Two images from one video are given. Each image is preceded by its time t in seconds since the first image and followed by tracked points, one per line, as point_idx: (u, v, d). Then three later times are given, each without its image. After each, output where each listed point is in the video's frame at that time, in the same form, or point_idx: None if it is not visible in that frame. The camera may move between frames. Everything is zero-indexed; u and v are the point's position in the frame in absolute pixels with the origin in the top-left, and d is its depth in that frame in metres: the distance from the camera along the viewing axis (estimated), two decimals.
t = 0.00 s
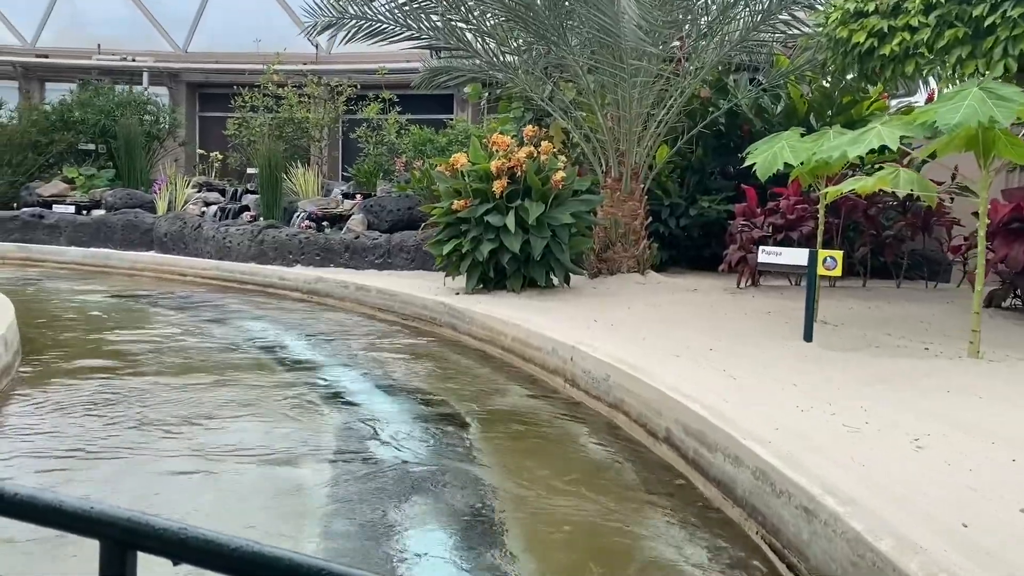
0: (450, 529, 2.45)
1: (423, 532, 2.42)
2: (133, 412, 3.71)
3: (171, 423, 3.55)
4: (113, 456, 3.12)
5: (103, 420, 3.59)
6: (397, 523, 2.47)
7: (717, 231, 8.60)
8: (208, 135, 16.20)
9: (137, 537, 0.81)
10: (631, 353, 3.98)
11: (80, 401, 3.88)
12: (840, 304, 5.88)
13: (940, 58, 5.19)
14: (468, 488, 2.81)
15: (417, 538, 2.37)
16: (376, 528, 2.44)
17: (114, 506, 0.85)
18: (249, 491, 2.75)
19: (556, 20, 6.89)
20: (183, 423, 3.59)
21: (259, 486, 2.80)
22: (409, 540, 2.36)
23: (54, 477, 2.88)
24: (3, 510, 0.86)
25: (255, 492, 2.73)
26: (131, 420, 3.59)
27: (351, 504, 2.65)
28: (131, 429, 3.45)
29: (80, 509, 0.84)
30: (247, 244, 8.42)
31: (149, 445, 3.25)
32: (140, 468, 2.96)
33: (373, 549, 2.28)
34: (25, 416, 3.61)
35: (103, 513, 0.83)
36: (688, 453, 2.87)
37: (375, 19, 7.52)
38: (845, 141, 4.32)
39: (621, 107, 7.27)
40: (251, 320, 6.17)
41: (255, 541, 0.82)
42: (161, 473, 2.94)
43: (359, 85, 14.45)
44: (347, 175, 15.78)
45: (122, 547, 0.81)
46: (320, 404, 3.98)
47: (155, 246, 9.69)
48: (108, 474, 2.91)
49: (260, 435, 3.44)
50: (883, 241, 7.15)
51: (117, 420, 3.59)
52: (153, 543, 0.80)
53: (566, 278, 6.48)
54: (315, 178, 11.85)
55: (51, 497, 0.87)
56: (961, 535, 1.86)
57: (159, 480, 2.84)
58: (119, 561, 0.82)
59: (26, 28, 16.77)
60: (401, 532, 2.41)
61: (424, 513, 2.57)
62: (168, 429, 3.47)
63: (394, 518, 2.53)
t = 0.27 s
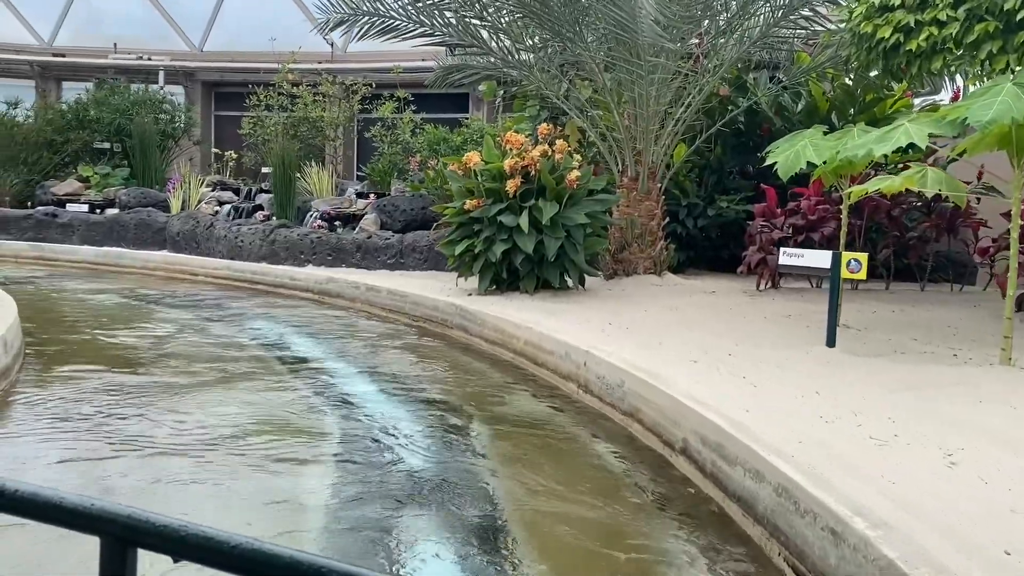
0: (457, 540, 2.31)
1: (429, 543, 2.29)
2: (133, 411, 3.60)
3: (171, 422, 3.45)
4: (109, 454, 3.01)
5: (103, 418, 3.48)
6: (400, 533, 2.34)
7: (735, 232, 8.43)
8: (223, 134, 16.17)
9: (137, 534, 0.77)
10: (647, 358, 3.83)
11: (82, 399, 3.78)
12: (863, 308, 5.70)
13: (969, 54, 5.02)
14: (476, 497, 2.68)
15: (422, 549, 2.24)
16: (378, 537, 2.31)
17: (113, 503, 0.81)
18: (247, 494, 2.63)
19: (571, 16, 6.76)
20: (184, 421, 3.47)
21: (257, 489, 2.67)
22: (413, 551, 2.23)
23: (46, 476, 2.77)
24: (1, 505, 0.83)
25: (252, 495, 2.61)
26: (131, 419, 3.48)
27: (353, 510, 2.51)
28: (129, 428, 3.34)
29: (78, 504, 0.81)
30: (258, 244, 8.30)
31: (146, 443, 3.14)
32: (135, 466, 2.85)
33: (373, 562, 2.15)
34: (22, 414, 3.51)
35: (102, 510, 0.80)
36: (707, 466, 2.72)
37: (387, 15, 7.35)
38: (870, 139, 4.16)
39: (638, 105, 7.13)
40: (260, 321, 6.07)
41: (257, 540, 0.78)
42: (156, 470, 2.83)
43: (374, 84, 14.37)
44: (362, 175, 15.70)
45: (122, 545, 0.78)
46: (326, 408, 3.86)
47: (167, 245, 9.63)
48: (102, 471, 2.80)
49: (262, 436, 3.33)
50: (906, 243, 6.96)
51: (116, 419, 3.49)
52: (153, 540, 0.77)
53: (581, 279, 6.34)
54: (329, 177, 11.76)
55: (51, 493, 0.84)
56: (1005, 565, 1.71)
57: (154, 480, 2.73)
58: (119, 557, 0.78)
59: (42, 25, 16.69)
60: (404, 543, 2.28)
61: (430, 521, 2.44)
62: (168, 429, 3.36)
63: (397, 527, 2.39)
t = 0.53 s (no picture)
0: (461, 565, 2.20)
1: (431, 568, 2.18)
2: (134, 428, 3.52)
3: (172, 440, 3.36)
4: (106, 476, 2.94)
5: (103, 436, 3.41)
6: (402, 556, 2.23)
7: (755, 233, 8.26)
8: (239, 134, 16.15)
9: (140, 532, 0.80)
10: (664, 364, 3.69)
11: (82, 416, 3.71)
12: (887, 312, 5.53)
13: (1000, 49, 4.84)
14: (483, 515, 2.56)
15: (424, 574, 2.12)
16: (379, 561, 2.20)
17: (115, 500, 0.83)
18: (242, 518, 2.53)
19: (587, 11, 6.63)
20: (185, 440, 3.39)
21: (253, 512, 2.57)
22: None
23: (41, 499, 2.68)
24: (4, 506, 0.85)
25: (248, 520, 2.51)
26: (132, 436, 3.40)
27: (353, 532, 2.40)
28: (129, 447, 3.26)
29: (82, 502, 0.83)
30: (270, 244, 8.20)
31: (145, 463, 3.05)
32: (131, 490, 2.76)
33: None
34: (20, 433, 3.44)
35: (106, 508, 0.82)
36: (726, 481, 2.59)
37: (400, 12, 7.26)
38: (898, 136, 4.00)
39: (656, 103, 6.98)
40: (270, 324, 5.97)
41: (257, 537, 0.80)
42: (153, 495, 2.74)
43: (389, 83, 14.28)
44: (377, 175, 15.61)
45: (125, 541, 0.81)
46: (331, 415, 3.75)
47: (181, 245, 9.58)
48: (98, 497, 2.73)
49: (264, 451, 3.23)
50: (931, 244, 6.77)
51: (116, 436, 3.41)
52: (157, 537, 0.79)
53: (596, 282, 6.20)
54: (344, 178, 11.66)
55: (55, 491, 0.86)
56: None
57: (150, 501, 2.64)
58: (122, 555, 0.81)
59: (59, 25, 16.78)
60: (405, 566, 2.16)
61: (433, 543, 2.32)
62: (168, 447, 3.27)
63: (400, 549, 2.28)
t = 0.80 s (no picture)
0: None
1: None
2: (134, 429, 3.41)
3: (171, 442, 3.25)
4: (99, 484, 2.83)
5: (100, 437, 3.30)
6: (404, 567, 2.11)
7: (774, 234, 8.09)
8: (254, 134, 16.12)
9: (140, 531, 0.79)
10: (681, 371, 3.55)
11: (82, 417, 3.62)
12: (913, 315, 5.35)
13: None
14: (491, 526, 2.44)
15: None
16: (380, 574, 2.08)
17: (116, 499, 0.83)
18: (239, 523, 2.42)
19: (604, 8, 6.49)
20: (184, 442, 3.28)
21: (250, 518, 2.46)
22: None
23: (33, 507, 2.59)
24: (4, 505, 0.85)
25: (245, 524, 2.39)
26: (130, 438, 3.30)
27: (353, 541, 2.28)
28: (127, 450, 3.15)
29: (81, 500, 0.82)
30: (282, 244, 8.11)
31: (142, 467, 2.94)
32: (125, 494, 2.65)
33: None
34: (16, 436, 3.34)
35: (105, 507, 0.81)
36: (746, 497, 2.45)
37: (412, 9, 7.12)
38: (926, 134, 3.85)
39: (673, 101, 6.83)
40: (279, 326, 5.87)
41: (256, 536, 0.79)
42: (148, 499, 2.63)
43: (404, 83, 14.19)
44: (391, 175, 15.53)
45: (124, 540, 0.80)
46: (337, 420, 3.63)
47: (193, 245, 9.52)
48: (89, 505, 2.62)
49: (265, 455, 3.11)
50: (957, 246, 6.59)
51: (114, 437, 3.31)
52: (156, 537, 0.79)
53: (611, 284, 6.06)
54: (358, 178, 11.55)
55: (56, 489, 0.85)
56: None
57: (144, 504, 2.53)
58: (122, 555, 0.80)
59: (77, 26, 16.74)
60: None
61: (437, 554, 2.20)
62: (166, 449, 3.16)
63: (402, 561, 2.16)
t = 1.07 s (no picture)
0: None
1: None
2: (133, 436, 3.30)
3: (171, 449, 3.14)
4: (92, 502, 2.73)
5: (100, 443, 3.20)
6: None
7: (795, 236, 7.92)
8: (270, 134, 16.11)
9: (141, 530, 0.76)
10: (699, 380, 3.41)
11: (84, 421, 3.52)
12: (940, 320, 5.18)
13: None
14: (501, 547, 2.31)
15: None
16: None
17: (114, 495, 0.79)
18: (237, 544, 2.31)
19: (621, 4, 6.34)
20: (185, 449, 3.17)
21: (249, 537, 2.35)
22: None
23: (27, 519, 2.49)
24: None
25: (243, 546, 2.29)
26: (129, 446, 3.19)
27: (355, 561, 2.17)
28: (125, 458, 3.04)
29: (83, 496, 0.79)
30: (294, 245, 8.01)
31: (141, 478, 2.84)
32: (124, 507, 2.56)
33: None
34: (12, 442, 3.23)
35: (105, 505, 0.78)
36: (770, 516, 2.30)
37: (425, 7, 6.97)
38: (957, 132, 3.69)
39: (691, 99, 6.68)
40: (289, 329, 5.77)
41: (260, 536, 0.76)
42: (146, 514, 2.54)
43: (419, 83, 14.10)
44: (406, 175, 15.45)
45: (124, 539, 0.76)
46: (343, 427, 3.52)
47: (206, 246, 9.45)
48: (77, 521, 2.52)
49: (267, 466, 3.00)
50: (984, 248, 6.39)
51: (114, 445, 3.20)
52: (158, 535, 0.75)
53: (628, 286, 5.92)
54: (373, 179, 11.43)
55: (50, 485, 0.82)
56: None
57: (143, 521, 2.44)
58: (124, 553, 0.77)
59: (94, 25, 16.68)
60: None
61: None
62: (166, 458, 3.05)
63: None
